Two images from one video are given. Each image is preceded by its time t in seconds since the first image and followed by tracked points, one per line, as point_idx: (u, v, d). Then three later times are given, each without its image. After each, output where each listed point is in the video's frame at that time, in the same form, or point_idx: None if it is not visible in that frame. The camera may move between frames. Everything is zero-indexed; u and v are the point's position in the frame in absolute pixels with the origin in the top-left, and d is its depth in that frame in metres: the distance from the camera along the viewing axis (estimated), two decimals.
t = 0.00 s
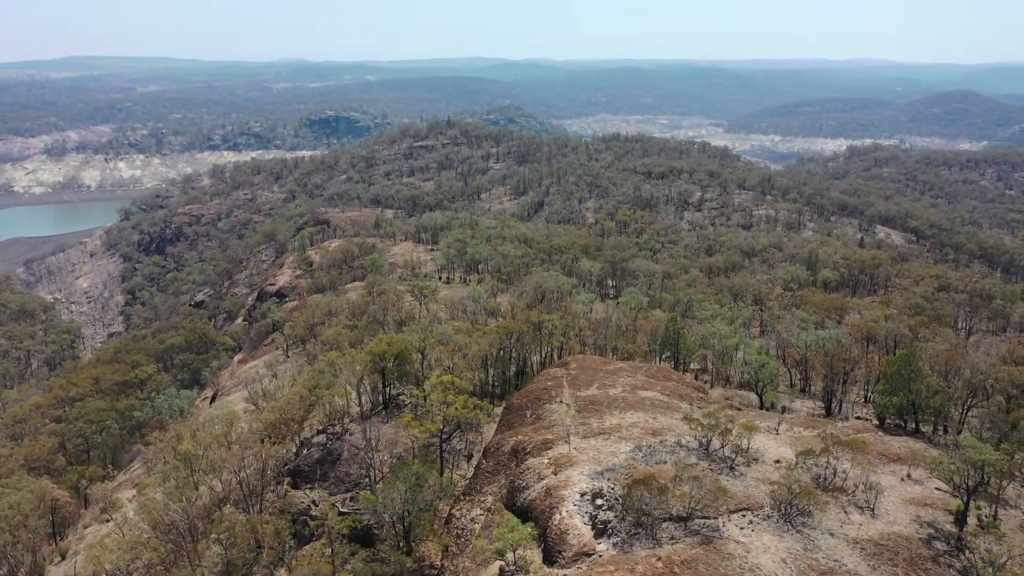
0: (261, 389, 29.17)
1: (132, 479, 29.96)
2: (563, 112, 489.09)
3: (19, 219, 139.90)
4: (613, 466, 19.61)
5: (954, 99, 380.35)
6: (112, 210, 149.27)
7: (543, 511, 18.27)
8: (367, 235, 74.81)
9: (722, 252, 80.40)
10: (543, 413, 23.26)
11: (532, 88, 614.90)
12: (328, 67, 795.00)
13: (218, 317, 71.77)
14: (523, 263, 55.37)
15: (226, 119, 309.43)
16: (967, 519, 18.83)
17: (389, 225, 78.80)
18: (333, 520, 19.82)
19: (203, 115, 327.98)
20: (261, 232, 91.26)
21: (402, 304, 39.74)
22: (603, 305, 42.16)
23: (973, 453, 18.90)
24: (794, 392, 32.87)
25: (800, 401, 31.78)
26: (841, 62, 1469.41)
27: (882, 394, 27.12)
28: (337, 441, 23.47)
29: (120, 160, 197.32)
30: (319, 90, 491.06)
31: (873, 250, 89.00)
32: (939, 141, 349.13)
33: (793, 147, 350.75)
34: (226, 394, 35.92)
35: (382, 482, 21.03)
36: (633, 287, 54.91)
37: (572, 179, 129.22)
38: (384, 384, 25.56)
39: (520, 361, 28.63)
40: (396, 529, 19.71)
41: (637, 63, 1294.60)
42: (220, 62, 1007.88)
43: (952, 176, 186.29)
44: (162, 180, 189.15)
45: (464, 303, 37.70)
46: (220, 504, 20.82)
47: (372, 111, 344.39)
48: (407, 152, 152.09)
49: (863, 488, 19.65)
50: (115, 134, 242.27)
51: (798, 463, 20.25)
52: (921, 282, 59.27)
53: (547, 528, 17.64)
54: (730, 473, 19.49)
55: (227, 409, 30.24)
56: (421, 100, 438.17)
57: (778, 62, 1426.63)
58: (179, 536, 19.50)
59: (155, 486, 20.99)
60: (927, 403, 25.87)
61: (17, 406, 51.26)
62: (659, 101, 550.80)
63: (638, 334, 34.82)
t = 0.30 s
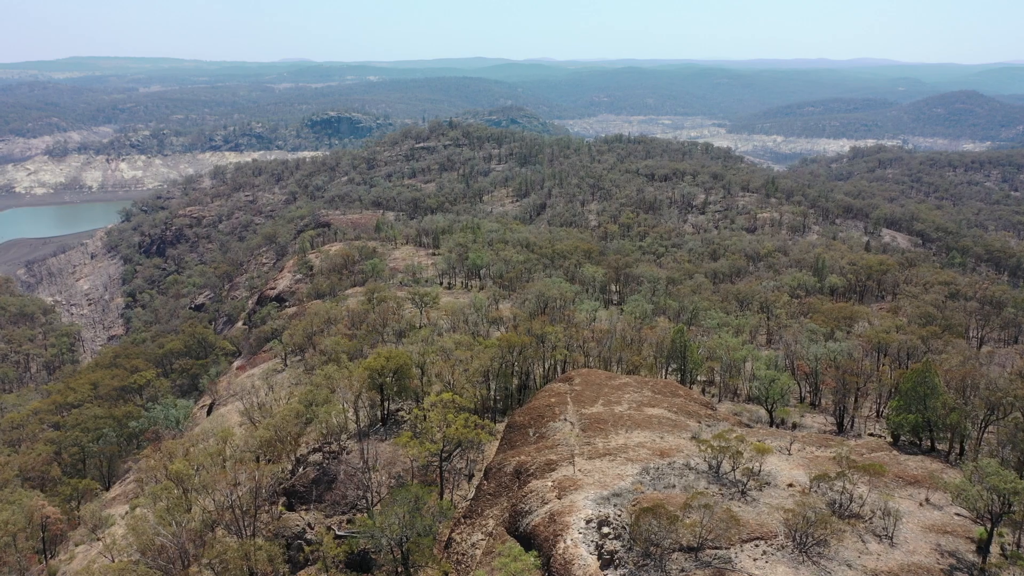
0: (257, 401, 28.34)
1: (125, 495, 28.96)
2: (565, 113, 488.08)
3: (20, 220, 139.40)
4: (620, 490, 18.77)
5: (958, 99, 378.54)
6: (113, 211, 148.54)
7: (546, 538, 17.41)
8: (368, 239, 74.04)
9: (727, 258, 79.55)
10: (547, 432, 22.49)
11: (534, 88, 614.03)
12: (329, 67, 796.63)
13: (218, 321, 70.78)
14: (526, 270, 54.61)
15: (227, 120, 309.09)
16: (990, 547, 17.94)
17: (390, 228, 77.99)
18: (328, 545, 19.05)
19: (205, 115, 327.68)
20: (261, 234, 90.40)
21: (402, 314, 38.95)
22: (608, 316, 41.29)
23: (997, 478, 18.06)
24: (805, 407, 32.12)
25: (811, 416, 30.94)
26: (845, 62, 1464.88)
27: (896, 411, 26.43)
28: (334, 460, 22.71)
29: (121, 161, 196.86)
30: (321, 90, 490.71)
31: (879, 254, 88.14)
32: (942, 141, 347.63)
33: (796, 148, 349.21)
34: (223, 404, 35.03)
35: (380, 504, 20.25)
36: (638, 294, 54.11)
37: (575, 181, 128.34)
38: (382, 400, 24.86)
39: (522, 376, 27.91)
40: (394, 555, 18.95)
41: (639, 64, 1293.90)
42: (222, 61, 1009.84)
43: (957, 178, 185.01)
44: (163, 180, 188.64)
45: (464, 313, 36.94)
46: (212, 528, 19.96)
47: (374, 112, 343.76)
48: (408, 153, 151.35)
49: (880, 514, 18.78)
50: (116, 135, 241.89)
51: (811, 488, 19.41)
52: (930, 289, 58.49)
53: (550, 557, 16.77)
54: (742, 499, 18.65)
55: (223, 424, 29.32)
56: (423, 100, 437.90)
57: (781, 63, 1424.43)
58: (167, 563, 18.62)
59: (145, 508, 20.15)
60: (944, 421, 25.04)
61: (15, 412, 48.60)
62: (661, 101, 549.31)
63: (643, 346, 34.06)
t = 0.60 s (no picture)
0: (255, 414, 27.64)
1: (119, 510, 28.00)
2: (569, 113, 486.83)
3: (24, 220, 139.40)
4: (629, 517, 17.94)
5: (965, 100, 376.04)
6: (116, 212, 148.32)
7: (551, 568, 16.56)
8: (371, 242, 73.27)
9: (733, 263, 78.75)
10: (552, 452, 21.73)
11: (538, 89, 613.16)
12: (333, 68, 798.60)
13: (219, 324, 69.71)
14: (530, 277, 53.98)
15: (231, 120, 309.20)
16: None
17: (393, 231, 77.20)
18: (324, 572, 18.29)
19: (209, 116, 328.12)
20: (263, 236, 89.61)
21: (405, 323, 38.27)
22: (614, 327, 40.59)
23: None
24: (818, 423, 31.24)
25: (823, 433, 30.16)
26: (850, 62, 1458.24)
27: (914, 429, 25.63)
28: (332, 480, 21.98)
29: (125, 161, 196.99)
30: (324, 90, 491.33)
31: (888, 259, 87.14)
32: (948, 141, 345.52)
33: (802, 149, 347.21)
34: (221, 414, 34.18)
35: (380, 527, 19.51)
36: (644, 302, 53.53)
37: (579, 183, 127.45)
38: (383, 416, 24.23)
39: (526, 390, 27.17)
40: None
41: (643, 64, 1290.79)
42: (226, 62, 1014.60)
43: (964, 180, 183.38)
44: (167, 181, 188.53)
45: (468, 323, 36.31)
46: (203, 551, 19.08)
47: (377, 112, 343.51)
48: (412, 154, 150.75)
49: (901, 543, 17.89)
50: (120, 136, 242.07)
51: (828, 516, 18.54)
52: (940, 297, 57.62)
53: None
54: (756, 528, 17.77)
55: (221, 436, 28.41)
56: (427, 100, 437.64)
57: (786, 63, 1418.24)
58: None
59: (135, 530, 19.34)
60: (964, 440, 24.25)
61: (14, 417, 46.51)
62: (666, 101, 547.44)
63: (650, 359, 33.33)
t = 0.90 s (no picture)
0: (254, 427, 26.91)
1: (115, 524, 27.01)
2: (574, 113, 485.54)
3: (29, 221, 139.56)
4: (639, 546, 17.12)
5: (973, 100, 372.75)
6: (121, 213, 148.36)
7: None
8: (375, 246, 72.56)
9: (741, 270, 78.01)
10: (558, 473, 20.96)
11: (542, 89, 612.16)
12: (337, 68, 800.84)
13: (223, 327, 68.78)
14: (536, 283, 53.38)
15: (235, 120, 309.55)
16: None
17: (397, 234, 76.49)
18: None
19: (214, 116, 329.10)
20: (267, 238, 88.90)
21: (409, 333, 37.55)
22: (622, 338, 39.85)
23: None
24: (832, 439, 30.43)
25: (838, 450, 29.34)
26: (855, 61, 1449.62)
27: (932, 449, 24.82)
28: (330, 501, 21.47)
29: (131, 162, 197.34)
30: (329, 90, 492.79)
31: (897, 264, 86.20)
32: (955, 142, 343.33)
33: (808, 149, 344.72)
34: (220, 423, 33.32)
35: (380, 552, 18.80)
36: (650, 310, 53.82)
37: (585, 185, 126.61)
38: (384, 434, 23.58)
39: (532, 406, 26.45)
40: None
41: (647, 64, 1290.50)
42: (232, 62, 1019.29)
43: (973, 182, 181.30)
44: (172, 182, 188.60)
45: (474, 333, 35.66)
46: None
47: (381, 112, 343.39)
48: (416, 156, 150.18)
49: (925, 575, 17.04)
50: (125, 136, 242.66)
51: (848, 546, 17.73)
52: (953, 306, 56.88)
53: None
54: (773, 560, 16.93)
55: (220, 451, 27.61)
56: (431, 100, 437.69)
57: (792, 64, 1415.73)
58: None
59: (126, 553, 18.65)
60: (986, 461, 23.37)
61: (14, 423, 44.75)
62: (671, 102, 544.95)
63: (659, 374, 32.68)
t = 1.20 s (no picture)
0: (256, 441, 26.25)
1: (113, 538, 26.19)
2: (581, 113, 484.24)
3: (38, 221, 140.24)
4: None
5: (985, 101, 368.38)
6: (129, 213, 148.94)
7: None
8: (382, 249, 71.90)
9: (752, 277, 77.06)
10: (567, 497, 20.18)
11: (549, 90, 611.42)
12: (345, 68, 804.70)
13: (229, 330, 68.04)
14: (545, 291, 52.82)
15: (243, 120, 310.68)
16: None
17: (404, 237, 75.77)
18: None
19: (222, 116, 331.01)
20: (273, 240, 88.34)
21: (415, 342, 36.91)
22: (633, 349, 39.17)
23: None
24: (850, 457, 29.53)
25: (857, 469, 28.46)
26: (866, 62, 1439.30)
27: (956, 471, 23.92)
28: (331, 522, 20.73)
29: (139, 162, 198.20)
30: (337, 91, 494.44)
31: (911, 269, 84.98)
32: (966, 142, 339.80)
33: (817, 150, 341.77)
34: (222, 432, 32.60)
35: None
36: (662, 316, 54.57)
37: (593, 187, 125.72)
38: (388, 452, 22.93)
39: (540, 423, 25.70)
40: None
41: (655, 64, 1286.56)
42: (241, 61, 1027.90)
43: (986, 183, 178.79)
44: (180, 182, 189.19)
45: (482, 345, 35.07)
46: None
47: (389, 113, 343.78)
48: (424, 157, 149.69)
49: None
50: (134, 137, 243.99)
51: None
52: (969, 315, 55.84)
53: None
54: None
55: (221, 464, 26.93)
56: (439, 100, 438.01)
57: (801, 64, 1406.88)
58: None
59: None
60: (1014, 485, 22.37)
61: (18, 427, 43.42)
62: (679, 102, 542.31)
63: (672, 389, 31.93)
